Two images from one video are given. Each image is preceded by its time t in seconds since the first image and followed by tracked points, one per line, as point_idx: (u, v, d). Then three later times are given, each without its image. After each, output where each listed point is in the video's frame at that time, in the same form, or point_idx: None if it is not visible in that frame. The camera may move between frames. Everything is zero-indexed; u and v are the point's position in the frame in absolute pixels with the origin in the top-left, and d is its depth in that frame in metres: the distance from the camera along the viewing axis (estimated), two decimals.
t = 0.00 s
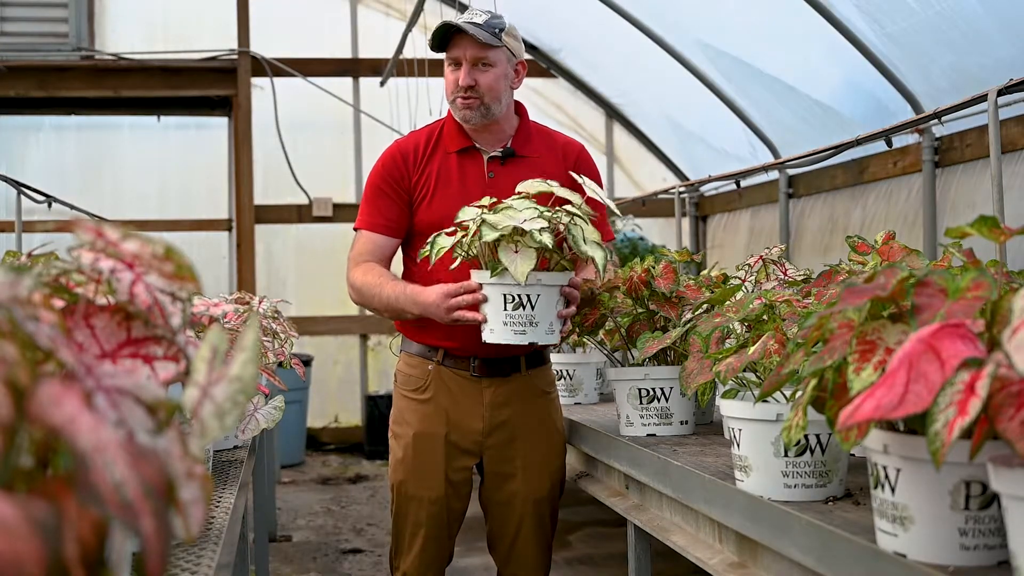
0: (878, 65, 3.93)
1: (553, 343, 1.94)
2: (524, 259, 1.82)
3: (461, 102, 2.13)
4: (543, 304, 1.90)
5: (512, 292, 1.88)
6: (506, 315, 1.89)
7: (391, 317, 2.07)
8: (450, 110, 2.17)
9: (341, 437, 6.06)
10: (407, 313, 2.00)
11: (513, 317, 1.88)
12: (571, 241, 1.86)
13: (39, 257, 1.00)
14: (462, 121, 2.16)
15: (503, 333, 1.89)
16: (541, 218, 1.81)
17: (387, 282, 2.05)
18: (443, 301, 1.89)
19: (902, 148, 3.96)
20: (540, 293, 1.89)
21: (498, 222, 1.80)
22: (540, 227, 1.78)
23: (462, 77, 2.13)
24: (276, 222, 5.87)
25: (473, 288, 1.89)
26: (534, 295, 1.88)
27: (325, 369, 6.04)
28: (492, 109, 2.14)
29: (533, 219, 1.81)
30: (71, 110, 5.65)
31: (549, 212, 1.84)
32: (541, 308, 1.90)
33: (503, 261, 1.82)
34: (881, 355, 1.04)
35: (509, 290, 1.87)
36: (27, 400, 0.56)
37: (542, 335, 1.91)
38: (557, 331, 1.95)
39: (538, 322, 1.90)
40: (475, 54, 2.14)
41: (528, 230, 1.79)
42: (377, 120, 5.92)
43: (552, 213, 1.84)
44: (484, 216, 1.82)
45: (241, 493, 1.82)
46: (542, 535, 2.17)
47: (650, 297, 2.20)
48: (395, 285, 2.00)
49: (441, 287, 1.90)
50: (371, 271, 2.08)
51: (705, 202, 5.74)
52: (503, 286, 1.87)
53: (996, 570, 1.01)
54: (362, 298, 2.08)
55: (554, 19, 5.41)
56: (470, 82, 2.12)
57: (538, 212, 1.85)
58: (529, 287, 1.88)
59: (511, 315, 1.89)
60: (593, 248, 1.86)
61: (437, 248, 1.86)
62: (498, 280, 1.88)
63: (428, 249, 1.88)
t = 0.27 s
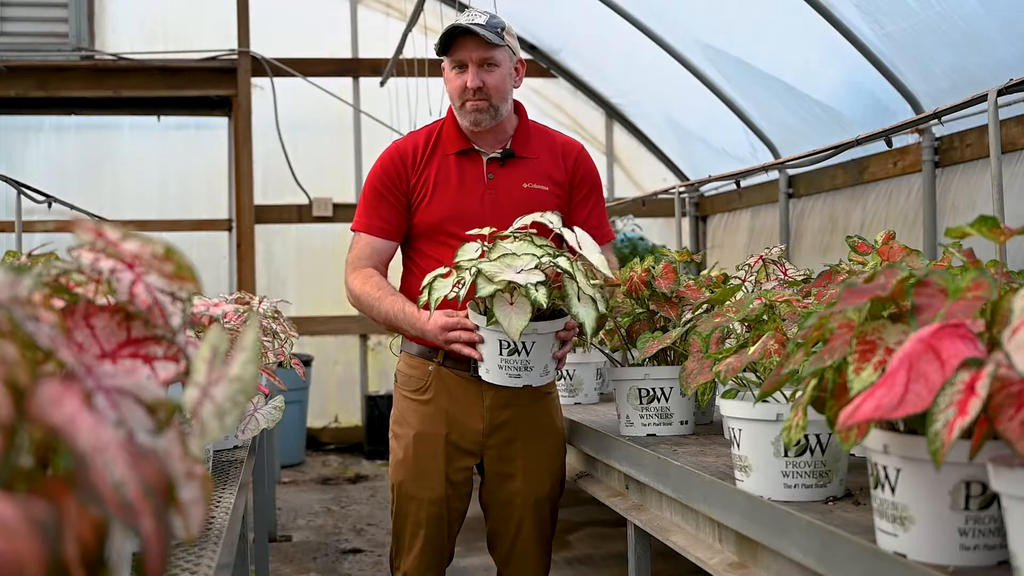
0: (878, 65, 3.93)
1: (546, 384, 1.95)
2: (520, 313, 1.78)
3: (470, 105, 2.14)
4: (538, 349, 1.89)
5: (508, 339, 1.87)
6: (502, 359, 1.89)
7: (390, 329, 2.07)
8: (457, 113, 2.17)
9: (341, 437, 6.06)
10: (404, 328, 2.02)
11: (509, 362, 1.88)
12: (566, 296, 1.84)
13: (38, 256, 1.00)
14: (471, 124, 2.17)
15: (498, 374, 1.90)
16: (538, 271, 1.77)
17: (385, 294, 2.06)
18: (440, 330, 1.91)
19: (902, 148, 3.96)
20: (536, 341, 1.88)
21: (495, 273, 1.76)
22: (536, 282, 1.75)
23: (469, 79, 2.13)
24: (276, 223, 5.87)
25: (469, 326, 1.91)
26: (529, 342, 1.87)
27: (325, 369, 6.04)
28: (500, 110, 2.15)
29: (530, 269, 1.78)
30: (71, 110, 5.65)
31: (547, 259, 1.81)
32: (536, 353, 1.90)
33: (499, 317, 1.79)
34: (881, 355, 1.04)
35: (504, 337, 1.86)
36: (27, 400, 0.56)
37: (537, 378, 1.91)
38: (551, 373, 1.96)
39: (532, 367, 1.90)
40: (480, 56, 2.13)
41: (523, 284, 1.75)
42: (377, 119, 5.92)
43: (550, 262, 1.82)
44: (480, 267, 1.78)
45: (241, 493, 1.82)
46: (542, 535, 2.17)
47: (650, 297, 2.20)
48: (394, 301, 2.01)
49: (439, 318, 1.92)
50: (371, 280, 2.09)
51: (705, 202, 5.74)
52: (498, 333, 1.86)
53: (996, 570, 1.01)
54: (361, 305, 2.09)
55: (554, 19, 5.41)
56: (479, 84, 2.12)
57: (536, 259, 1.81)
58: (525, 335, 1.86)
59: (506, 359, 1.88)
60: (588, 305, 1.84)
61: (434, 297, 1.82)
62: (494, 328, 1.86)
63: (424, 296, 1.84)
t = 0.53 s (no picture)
0: (878, 65, 3.93)
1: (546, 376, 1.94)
2: (518, 303, 1.78)
3: (470, 103, 2.14)
4: (537, 341, 1.89)
5: (507, 331, 1.86)
6: (501, 351, 1.88)
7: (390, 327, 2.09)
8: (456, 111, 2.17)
9: (341, 437, 6.06)
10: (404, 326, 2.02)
11: (508, 354, 1.88)
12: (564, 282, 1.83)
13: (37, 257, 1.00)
14: (470, 123, 2.17)
15: (497, 366, 1.90)
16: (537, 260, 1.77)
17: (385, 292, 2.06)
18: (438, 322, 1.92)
19: (902, 148, 3.96)
20: (535, 332, 1.87)
21: (494, 263, 1.76)
22: (535, 271, 1.74)
23: (471, 80, 2.13)
24: (276, 223, 5.87)
25: (468, 320, 1.90)
26: (529, 334, 1.87)
27: (325, 369, 6.04)
28: (501, 110, 2.16)
29: (529, 258, 1.77)
30: (71, 110, 5.65)
31: (545, 248, 1.80)
32: (535, 345, 1.89)
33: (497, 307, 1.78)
34: (881, 355, 1.04)
35: (503, 328, 1.86)
36: (26, 400, 0.56)
37: (536, 370, 1.91)
38: (550, 366, 1.95)
39: (532, 358, 1.89)
40: (483, 56, 2.14)
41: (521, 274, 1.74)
42: (377, 119, 5.92)
43: (549, 251, 1.80)
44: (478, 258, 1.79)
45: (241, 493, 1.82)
46: (542, 535, 2.17)
47: (650, 297, 2.21)
48: (393, 300, 2.02)
49: (439, 311, 1.93)
50: (371, 279, 2.09)
51: (705, 202, 5.74)
52: (497, 325, 1.86)
53: (996, 570, 1.01)
54: (362, 304, 2.10)
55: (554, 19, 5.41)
56: (481, 84, 2.12)
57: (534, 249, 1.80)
58: (524, 327, 1.86)
59: (505, 351, 1.88)
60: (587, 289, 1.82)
61: (432, 285, 1.86)
62: (493, 319, 1.86)
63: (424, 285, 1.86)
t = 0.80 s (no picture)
0: (878, 65, 3.93)
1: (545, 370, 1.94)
2: (518, 298, 1.77)
3: (479, 107, 2.13)
4: (536, 335, 1.88)
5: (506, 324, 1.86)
6: (499, 344, 1.88)
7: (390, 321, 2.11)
8: (464, 115, 2.16)
9: (341, 437, 6.06)
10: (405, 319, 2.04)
11: (506, 347, 1.88)
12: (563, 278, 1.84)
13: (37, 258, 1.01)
14: (477, 126, 2.16)
15: (496, 360, 1.89)
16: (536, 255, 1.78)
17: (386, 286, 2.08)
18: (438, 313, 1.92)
19: (902, 148, 3.96)
20: (534, 326, 1.87)
21: (493, 258, 1.77)
22: (535, 267, 1.76)
23: (481, 84, 2.12)
24: (276, 223, 5.87)
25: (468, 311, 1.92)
26: (527, 328, 1.87)
27: (325, 369, 6.04)
28: (508, 113, 2.16)
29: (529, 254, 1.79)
30: (71, 110, 5.64)
31: (546, 244, 1.81)
32: (533, 339, 1.89)
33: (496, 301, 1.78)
34: (881, 355, 1.04)
35: (501, 321, 1.85)
36: (26, 399, 0.56)
37: (534, 365, 1.90)
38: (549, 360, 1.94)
39: (529, 353, 1.88)
40: (493, 60, 2.13)
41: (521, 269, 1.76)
42: (377, 119, 5.92)
43: (549, 246, 1.81)
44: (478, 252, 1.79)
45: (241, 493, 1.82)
46: (542, 535, 2.17)
47: (650, 297, 2.21)
48: (394, 292, 2.04)
49: (440, 304, 1.94)
50: (371, 274, 2.11)
51: (705, 202, 5.74)
52: (497, 319, 1.86)
53: (996, 570, 1.01)
54: (362, 300, 2.12)
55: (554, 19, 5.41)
56: (491, 88, 2.11)
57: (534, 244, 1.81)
58: (523, 321, 1.86)
59: (503, 344, 1.88)
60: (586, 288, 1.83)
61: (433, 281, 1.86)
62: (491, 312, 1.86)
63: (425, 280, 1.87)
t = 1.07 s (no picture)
0: (878, 65, 3.93)
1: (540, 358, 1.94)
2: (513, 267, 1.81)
3: (494, 112, 2.11)
4: (530, 318, 1.90)
5: (502, 302, 1.87)
6: (494, 322, 1.89)
7: (388, 304, 2.10)
8: (477, 118, 2.13)
9: (341, 437, 6.07)
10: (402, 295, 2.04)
11: (499, 326, 1.89)
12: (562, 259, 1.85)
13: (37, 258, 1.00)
14: (490, 130, 2.15)
15: (488, 338, 1.90)
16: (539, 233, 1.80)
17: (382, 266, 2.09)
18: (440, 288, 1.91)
19: (902, 148, 3.96)
20: (528, 308, 1.89)
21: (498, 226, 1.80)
22: (535, 243, 1.77)
23: (498, 87, 2.09)
24: (276, 223, 5.87)
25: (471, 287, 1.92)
26: (521, 309, 1.88)
27: (325, 369, 6.04)
28: (520, 115, 2.15)
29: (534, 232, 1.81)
30: (71, 110, 5.64)
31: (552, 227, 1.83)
32: (526, 322, 1.90)
33: (492, 268, 1.82)
34: (881, 355, 1.03)
35: (498, 299, 1.87)
36: (26, 399, 0.56)
37: (524, 349, 1.90)
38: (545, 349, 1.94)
39: (521, 335, 1.89)
40: (508, 62, 2.10)
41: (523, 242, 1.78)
42: (377, 119, 5.92)
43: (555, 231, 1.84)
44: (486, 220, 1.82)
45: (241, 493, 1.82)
46: (542, 535, 2.17)
47: (650, 297, 2.21)
48: (393, 267, 2.04)
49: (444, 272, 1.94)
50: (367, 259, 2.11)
51: (705, 202, 5.74)
52: (494, 295, 1.88)
53: (996, 570, 1.01)
54: (358, 287, 2.12)
55: (554, 20, 5.41)
56: (508, 92, 2.09)
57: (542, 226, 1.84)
58: (516, 300, 1.87)
59: (498, 322, 1.89)
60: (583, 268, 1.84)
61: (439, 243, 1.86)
62: (490, 287, 1.88)
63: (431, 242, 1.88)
